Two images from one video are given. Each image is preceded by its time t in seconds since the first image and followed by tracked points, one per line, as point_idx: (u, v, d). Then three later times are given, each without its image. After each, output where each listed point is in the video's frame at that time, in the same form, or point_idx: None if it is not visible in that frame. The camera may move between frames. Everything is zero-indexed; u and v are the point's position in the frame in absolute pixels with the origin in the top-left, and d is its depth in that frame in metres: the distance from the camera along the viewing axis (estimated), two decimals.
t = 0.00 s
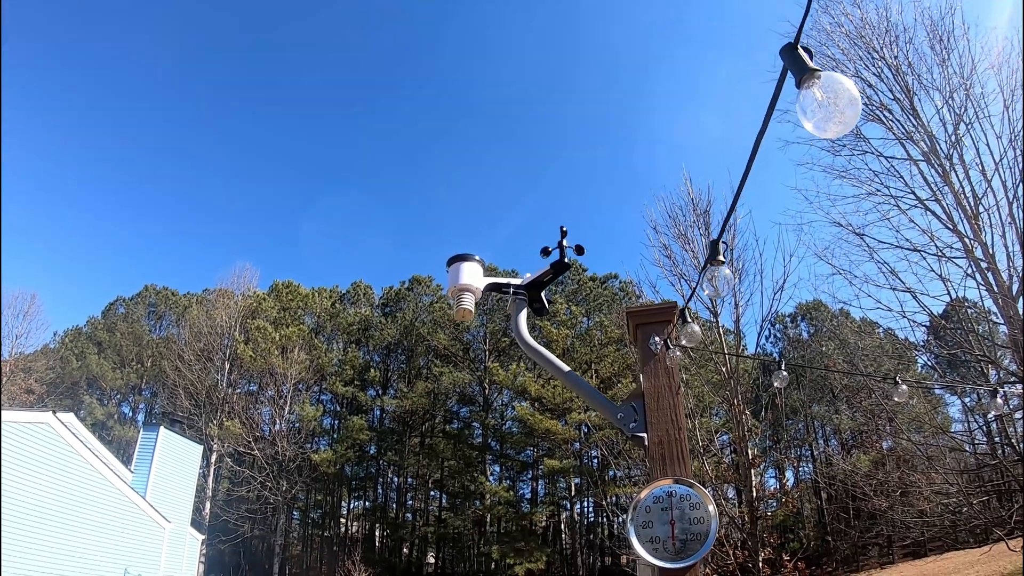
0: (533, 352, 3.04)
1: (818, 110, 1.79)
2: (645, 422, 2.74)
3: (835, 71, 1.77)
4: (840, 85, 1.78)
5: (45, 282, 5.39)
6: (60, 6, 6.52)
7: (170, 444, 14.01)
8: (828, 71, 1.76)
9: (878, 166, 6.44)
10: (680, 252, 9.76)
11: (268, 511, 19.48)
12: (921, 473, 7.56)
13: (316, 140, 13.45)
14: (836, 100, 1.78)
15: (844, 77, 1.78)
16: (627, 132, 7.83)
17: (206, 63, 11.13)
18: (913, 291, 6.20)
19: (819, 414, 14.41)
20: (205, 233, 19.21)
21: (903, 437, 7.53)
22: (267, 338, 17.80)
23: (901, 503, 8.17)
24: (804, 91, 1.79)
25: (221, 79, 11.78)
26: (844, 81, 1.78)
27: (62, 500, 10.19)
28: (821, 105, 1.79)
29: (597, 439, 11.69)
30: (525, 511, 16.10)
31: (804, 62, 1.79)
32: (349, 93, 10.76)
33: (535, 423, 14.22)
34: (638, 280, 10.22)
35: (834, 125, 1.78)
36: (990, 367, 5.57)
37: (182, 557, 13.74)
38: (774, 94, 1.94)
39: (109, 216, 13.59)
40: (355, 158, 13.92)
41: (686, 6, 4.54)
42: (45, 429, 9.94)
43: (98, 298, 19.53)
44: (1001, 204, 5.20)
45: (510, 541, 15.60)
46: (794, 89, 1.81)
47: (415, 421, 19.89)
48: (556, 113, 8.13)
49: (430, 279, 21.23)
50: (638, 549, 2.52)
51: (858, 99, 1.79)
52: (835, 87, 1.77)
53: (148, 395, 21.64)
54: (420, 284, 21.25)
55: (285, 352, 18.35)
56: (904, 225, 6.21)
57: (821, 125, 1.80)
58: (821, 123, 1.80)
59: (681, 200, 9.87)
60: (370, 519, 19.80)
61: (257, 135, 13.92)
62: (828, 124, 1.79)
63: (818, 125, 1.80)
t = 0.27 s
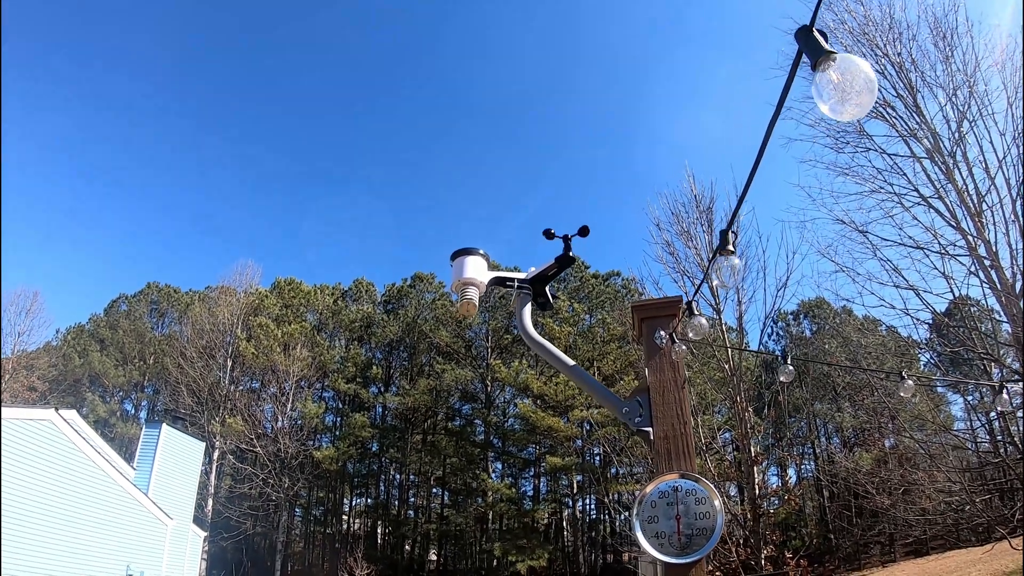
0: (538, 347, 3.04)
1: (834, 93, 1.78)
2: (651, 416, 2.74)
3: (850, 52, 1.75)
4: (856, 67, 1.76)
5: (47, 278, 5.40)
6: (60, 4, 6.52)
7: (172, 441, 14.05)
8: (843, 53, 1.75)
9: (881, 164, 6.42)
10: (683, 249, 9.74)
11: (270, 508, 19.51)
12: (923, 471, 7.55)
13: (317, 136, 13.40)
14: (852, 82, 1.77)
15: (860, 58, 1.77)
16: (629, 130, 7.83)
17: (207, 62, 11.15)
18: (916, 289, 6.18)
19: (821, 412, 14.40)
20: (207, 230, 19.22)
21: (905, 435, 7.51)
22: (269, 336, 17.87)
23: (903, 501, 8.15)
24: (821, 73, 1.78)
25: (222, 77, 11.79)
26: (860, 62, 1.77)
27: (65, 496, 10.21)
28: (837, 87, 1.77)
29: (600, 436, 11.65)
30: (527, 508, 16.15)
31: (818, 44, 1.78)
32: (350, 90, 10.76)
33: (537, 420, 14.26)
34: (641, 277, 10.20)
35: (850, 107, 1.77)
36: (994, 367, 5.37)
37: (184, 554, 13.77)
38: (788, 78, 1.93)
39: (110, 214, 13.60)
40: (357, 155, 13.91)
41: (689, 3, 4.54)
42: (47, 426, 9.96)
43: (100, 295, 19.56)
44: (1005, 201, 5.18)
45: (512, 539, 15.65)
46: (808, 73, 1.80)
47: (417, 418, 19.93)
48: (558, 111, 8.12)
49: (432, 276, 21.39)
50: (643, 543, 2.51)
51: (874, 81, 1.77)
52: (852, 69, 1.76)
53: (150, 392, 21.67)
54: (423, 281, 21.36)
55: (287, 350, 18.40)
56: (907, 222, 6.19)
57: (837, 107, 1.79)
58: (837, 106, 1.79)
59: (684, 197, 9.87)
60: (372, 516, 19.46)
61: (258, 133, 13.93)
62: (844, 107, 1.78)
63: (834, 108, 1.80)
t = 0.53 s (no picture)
0: (538, 343, 3.05)
1: (837, 85, 1.77)
2: (652, 414, 2.74)
3: (854, 44, 1.74)
4: (860, 59, 1.75)
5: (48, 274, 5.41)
6: None
7: (173, 439, 14.05)
8: (846, 45, 1.74)
9: (883, 162, 6.40)
10: (684, 247, 9.73)
11: (271, 505, 19.52)
12: (924, 471, 7.53)
13: (318, 134, 13.42)
14: (854, 75, 1.76)
15: (862, 51, 1.76)
16: (630, 128, 7.82)
17: (207, 59, 11.15)
18: (918, 288, 6.16)
19: (822, 410, 14.38)
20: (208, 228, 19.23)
21: (906, 433, 7.49)
22: (271, 333, 17.81)
23: (904, 499, 8.14)
24: (823, 65, 1.77)
25: (222, 74, 11.79)
26: (863, 55, 1.76)
27: (65, 493, 10.19)
28: (840, 79, 1.76)
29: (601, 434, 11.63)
30: (528, 506, 16.18)
31: (821, 36, 1.77)
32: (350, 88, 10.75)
33: (538, 417, 14.29)
34: (643, 275, 10.19)
35: (853, 99, 1.76)
36: (993, 365, 5.45)
37: (185, 551, 13.78)
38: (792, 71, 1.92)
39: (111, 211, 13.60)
40: (358, 153, 13.91)
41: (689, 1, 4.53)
42: (47, 422, 9.95)
43: (101, 293, 19.58)
44: (1007, 200, 5.15)
45: (513, 536, 15.68)
46: (812, 64, 1.79)
47: (417, 415, 19.54)
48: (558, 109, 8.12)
49: (433, 273, 21.42)
50: (643, 541, 2.52)
51: (878, 72, 1.76)
52: (855, 61, 1.75)
53: (151, 389, 21.68)
54: (423, 279, 21.39)
55: (288, 347, 18.39)
56: (909, 221, 6.17)
57: (839, 100, 1.78)
58: (839, 98, 1.78)
59: (686, 195, 9.86)
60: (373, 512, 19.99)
61: (259, 130, 13.93)
62: (846, 100, 1.77)
63: (836, 101, 1.79)
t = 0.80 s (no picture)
0: (536, 341, 3.04)
1: (834, 78, 1.77)
2: (650, 411, 2.74)
3: (851, 36, 1.74)
4: (858, 51, 1.75)
5: (47, 273, 5.40)
6: None
7: (173, 437, 14.06)
8: (843, 36, 1.74)
9: (883, 160, 6.40)
10: (683, 245, 9.72)
11: (271, 504, 19.55)
12: (924, 470, 7.53)
13: (318, 133, 13.43)
14: (852, 67, 1.76)
15: (860, 42, 1.76)
16: (631, 128, 7.81)
17: (207, 58, 11.14)
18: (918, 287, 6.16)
19: (822, 409, 14.39)
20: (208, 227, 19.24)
21: (906, 432, 7.49)
22: (270, 331, 17.78)
23: (904, 498, 8.14)
24: (820, 58, 1.77)
25: (222, 73, 11.79)
26: (861, 47, 1.76)
27: (65, 492, 10.20)
28: (837, 72, 1.76)
29: (600, 432, 11.59)
30: (527, 504, 16.22)
31: (819, 28, 1.78)
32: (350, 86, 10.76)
33: (538, 416, 14.27)
34: (642, 273, 10.19)
35: (850, 93, 1.76)
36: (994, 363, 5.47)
37: (185, 549, 13.81)
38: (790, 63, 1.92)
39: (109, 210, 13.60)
40: (358, 152, 13.90)
41: None
42: (47, 421, 9.96)
43: (101, 292, 19.59)
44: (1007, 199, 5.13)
45: (512, 535, 15.70)
46: (808, 57, 1.80)
47: (417, 414, 19.90)
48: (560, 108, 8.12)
49: (433, 272, 21.39)
50: (642, 539, 2.52)
51: (876, 64, 1.76)
52: (853, 54, 1.75)
53: (151, 387, 21.69)
54: (424, 277, 21.41)
55: (287, 345, 18.28)
56: (909, 219, 6.17)
57: (836, 93, 1.78)
58: (836, 91, 1.78)
59: (686, 193, 9.86)
60: (372, 510, 20.59)
61: (259, 129, 13.94)
62: (844, 92, 1.77)
63: (833, 93, 1.79)
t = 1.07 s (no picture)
0: (535, 339, 3.04)
1: (834, 71, 1.77)
2: (649, 409, 2.73)
3: (849, 29, 1.75)
4: (857, 45, 1.75)
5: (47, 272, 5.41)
6: None
7: (172, 435, 14.05)
8: (842, 30, 1.74)
9: (882, 159, 6.39)
10: (683, 244, 9.72)
11: (270, 502, 19.55)
12: (923, 468, 7.53)
13: (318, 132, 13.43)
14: (851, 60, 1.76)
15: (859, 36, 1.76)
16: (630, 127, 7.80)
17: (206, 57, 11.14)
18: (917, 286, 6.16)
19: (821, 408, 14.40)
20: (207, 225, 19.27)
21: (905, 431, 7.49)
22: (269, 330, 17.67)
23: (903, 497, 8.14)
24: (819, 51, 1.77)
25: (221, 72, 11.78)
26: (859, 40, 1.76)
27: (64, 491, 10.19)
28: (836, 66, 1.76)
29: (600, 430, 11.51)
30: (526, 503, 16.22)
31: (817, 22, 1.78)
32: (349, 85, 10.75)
33: (537, 414, 14.26)
34: (642, 271, 10.19)
35: (851, 86, 1.75)
36: (993, 362, 5.47)
37: (184, 548, 13.82)
38: (788, 58, 1.91)
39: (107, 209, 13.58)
40: (357, 150, 13.89)
41: None
42: (46, 420, 9.94)
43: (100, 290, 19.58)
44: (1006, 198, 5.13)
45: (512, 533, 15.70)
46: (807, 51, 1.80)
47: (416, 412, 19.85)
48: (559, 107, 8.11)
49: (433, 270, 21.35)
50: (641, 538, 2.52)
51: (874, 58, 1.76)
52: (852, 46, 1.74)
53: (151, 386, 21.69)
54: (423, 276, 21.39)
55: (287, 344, 18.31)
56: (908, 218, 6.17)
57: (837, 86, 1.78)
58: (836, 84, 1.77)
59: (685, 192, 9.86)
60: (371, 510, 19.90)
61: (258, 127, 13.92)
62: (843, 86, 1.77)
63: (833, 87, 1.79)
